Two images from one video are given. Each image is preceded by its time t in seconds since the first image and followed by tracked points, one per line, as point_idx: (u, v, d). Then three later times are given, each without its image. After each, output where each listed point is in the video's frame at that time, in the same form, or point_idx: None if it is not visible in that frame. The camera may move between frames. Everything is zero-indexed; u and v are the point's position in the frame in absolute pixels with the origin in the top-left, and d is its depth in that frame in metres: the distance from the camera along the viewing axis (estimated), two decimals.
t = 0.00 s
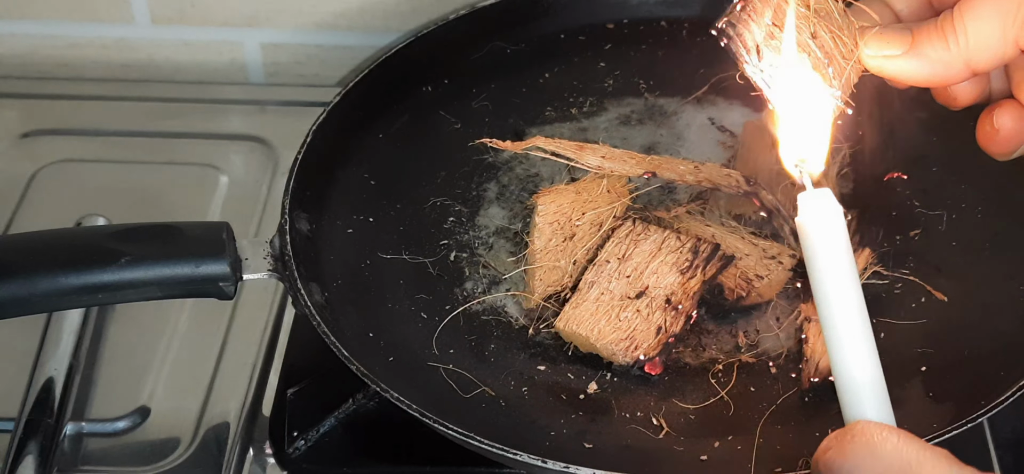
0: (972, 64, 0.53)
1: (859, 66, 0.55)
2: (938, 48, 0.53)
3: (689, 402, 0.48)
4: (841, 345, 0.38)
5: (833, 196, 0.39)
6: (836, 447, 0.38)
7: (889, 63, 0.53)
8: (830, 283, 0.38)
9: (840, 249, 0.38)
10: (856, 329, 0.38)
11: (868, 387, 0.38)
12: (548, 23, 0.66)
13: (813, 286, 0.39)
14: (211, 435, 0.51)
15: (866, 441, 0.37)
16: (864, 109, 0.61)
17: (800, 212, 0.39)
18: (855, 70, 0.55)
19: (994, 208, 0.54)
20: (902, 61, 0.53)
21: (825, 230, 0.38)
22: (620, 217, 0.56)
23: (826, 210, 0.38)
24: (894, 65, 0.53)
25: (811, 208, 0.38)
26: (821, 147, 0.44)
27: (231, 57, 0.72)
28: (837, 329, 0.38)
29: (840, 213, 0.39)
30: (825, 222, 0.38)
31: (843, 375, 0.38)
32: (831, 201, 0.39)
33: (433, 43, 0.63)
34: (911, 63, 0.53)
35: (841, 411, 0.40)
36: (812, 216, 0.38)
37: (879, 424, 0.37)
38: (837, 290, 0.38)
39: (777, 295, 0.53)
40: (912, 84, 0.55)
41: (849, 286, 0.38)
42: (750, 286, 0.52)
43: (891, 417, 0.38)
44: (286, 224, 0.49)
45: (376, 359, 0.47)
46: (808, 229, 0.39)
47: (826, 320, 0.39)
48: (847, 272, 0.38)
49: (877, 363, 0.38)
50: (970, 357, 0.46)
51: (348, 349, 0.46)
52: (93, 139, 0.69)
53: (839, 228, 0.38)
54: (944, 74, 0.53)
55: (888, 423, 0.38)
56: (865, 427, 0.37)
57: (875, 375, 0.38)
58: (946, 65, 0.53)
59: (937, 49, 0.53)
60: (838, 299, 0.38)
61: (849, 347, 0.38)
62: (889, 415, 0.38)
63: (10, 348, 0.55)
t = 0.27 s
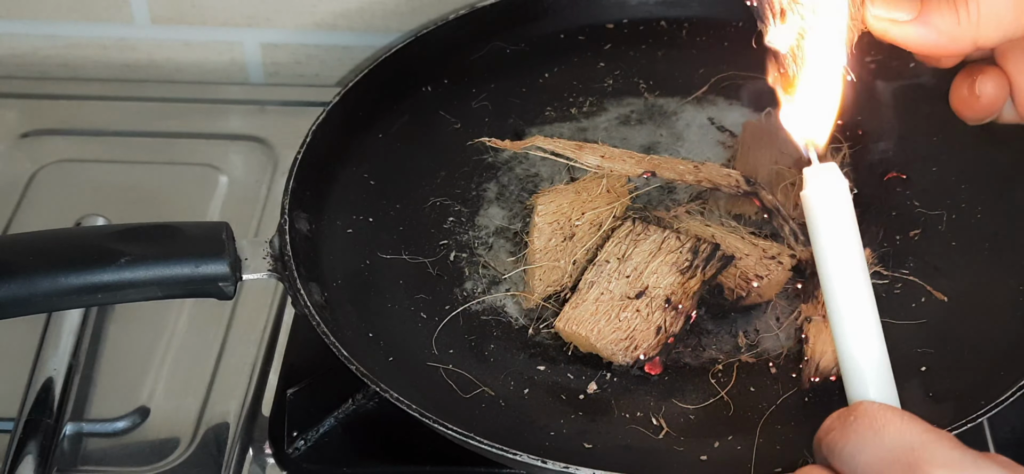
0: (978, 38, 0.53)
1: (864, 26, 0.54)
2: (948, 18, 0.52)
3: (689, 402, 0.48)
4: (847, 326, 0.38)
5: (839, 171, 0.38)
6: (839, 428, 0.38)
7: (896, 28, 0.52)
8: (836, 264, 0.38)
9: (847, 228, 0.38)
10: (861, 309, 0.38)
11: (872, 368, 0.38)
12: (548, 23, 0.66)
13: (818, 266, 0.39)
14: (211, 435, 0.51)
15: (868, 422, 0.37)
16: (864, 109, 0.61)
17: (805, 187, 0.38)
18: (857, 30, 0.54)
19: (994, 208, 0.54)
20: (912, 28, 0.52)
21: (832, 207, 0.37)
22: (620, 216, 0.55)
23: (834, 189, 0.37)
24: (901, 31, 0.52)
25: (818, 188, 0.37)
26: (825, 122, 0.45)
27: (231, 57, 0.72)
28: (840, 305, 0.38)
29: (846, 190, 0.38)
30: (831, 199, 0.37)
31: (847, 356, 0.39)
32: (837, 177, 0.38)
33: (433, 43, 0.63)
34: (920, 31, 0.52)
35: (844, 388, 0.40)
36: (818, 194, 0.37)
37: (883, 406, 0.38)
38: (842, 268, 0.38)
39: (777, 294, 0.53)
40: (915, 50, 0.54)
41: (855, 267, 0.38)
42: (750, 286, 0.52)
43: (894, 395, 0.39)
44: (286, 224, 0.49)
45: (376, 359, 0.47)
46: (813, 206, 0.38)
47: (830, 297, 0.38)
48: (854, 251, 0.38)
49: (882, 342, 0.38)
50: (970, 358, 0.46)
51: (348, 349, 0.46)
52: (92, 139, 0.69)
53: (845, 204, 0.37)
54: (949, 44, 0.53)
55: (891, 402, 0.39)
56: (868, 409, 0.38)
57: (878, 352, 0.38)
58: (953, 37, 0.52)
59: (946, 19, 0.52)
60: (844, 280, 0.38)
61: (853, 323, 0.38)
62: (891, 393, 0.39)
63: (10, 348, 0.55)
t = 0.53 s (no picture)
0: (980, 35, 0.53)
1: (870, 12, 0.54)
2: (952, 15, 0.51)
3: (689, 402, 0.48)
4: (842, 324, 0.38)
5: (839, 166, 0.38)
6: (833, 432, 0.38)
7: (901, 23, 0.52)
8: (832, 261, 0.38)
9: (844, 224, 0.38)
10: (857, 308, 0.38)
11: (867, 369, 0.38)
12: (548, 23, 0.66)
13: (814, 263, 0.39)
14: (211, 435, 0.51)
15: (862, 426, 0.37)
16: (864, 109, 0.61)
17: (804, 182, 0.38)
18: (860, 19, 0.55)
19: (994, 208, 0.54)
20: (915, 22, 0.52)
21: (829, 201, 0.37)
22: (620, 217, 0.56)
23: (831, 184, 0.37)
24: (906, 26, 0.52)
25: (815, 183, 0.38)
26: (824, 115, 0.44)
27: (231, 57, 0.72)
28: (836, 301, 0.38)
29: (844, 185, 0.38)
30: (829, 193, 0.37)
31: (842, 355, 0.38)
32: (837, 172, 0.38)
33: (433, 43, 0.63)
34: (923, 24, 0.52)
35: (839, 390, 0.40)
36: (816, 187, 0.38)
37: (877, 408, 0.37)
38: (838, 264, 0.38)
39: (777, 294, 0.53)
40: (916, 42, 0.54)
41: (852, 264, 0.38)
42: (750, 286, 0.52)
43: (889, 397, 0.39)
44: (286, 224, 0.49)
45: (376, 359, 0.47)
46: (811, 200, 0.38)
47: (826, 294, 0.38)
48: (850, 247, 0.38)
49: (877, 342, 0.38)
50: (970, 357, 0.46)
51: (348, 349, 0.46)
52: (92, 139, 0.69)
53: (844, 199, 0.38)
54: (951, 40, 0.53)
55: (885, 405, 0.39)
56: (862, 412, 0.37)
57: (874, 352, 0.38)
58: (955, 32, 0.52)
59: (950, 13, 0.51)
60: (840, 278, 0.38)
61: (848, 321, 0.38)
62: (886, 396, 0.39)
63: (10, 348, 0.55)
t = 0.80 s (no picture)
0: (979, 46, 0.50)
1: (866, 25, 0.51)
2: (950, 27, 0.49)
3: (689, 402, 0.48)
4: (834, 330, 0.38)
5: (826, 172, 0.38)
6: (829, 432, 0.38)
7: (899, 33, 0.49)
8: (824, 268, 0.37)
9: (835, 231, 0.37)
10: (850, 313, 0.38)
11: (862, 371, 0.38)
12: (548, 22, 0.66)
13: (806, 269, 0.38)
14: (211, 435, 0.51)
15: (856, 424, 0.37)
16: (864, 108, 0.61)
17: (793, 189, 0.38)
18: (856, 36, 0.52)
19: (994, 208, 0.54)
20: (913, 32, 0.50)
21: (820, 208, 0.37)
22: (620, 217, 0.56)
23: (821, 190, 0.37)
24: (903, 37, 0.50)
25: (806, 191, 0.37)
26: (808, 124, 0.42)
27: (231, 57, 0.72)
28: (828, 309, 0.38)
29: (834, 191, 0.37)
30: (820, 200, 0.37)
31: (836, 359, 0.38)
32: (825, 178, 0.37)
33: (433, 43, 0.63)
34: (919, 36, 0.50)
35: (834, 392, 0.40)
36: (807, 195, 0.37)
37: (872, 408, 0.38)
38: (830, 272, 0.37)
39: (777, 294, 0.53)
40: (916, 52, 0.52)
41: (844, 270, 0.37)
42: (750, 286, 0.52)
43: (883, 398, 0.39)
44: (286, 225, 0.49)
45: (376, 359, 0.47)
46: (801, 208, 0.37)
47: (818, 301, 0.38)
48: (842, 254, 0.37)
49: (870, 345, 0.38)
50: (970, 357, 0.46)
51: (348, 349, 0.46)
52: (92, 139, 0.69)
53: (834, 205, 0.37)
54: (950, 49, 0.50)
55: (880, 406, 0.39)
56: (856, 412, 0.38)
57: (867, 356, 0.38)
58: (953, 42, 0.50)
59: (948, 27, 0.49)
60: (833, 284, 0.37)
61: (840, 328, 0.38)
62: (880, 397, 0.39)
63: (10, 348, 0.55)
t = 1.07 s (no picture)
0: (968, 51, 0.52)
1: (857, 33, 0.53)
2: (940, 32, 0.51)
3: (689, 402, 0.48)
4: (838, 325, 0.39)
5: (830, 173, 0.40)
6: (833, 431, 0.38)
7: (890, 38, 0.51)
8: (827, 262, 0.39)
9: (837, 226, 0.39)
10: (854, 308, 0.39)
11: (865, 367, 0.39)
12: (548, 22, 0.66)
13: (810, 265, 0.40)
14: (211, 435, 0.51)
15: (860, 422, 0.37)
16: (863, 108, 0.61)
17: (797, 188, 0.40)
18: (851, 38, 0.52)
19: (994, 208, 0.54)
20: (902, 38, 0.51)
21: (822, 204, 0.39)
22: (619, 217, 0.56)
23: (823, 187, 0.39)
24: (894, 41, 0.52)
25: (807, 186, 0.39)
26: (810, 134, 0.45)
27: (231, 57, 0.72)
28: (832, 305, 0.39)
29: (836, 190, 0.39)
30: (822, 196, 0.39)
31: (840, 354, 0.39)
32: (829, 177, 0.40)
33: (433, 43, 0.63)
34: (908, 41, 0.51)
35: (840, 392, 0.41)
36: (809, 191, 0.39)
37: (877, 406, 0.38)
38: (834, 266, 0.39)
39: (777, 294, 0.53)
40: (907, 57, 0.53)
41: (846, 265, 0.39)
42: (750, 286, 0.52)
43: (888, 398, 0.39)
44: (286, 225, 0.49)
45: (376, 358, 0.47)
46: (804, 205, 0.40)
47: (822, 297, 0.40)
48: (844, 249, 0.39)
49: (874, 343, 0.39)
50: (970, 357, 0.46)
51: (348, 349, 0.46)
52: (92, 139, 0.69)
53: (836, 203, 0.39)
54: (941, 56, 0.52)
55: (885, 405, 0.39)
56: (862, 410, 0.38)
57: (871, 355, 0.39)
58: (942, 49, 0.52)
59: (938, 32, 0.51)
60: (835, 279, 0.39)
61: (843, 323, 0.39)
62: (886, 397, 0.39)
63: (10, 348, 0.55)
